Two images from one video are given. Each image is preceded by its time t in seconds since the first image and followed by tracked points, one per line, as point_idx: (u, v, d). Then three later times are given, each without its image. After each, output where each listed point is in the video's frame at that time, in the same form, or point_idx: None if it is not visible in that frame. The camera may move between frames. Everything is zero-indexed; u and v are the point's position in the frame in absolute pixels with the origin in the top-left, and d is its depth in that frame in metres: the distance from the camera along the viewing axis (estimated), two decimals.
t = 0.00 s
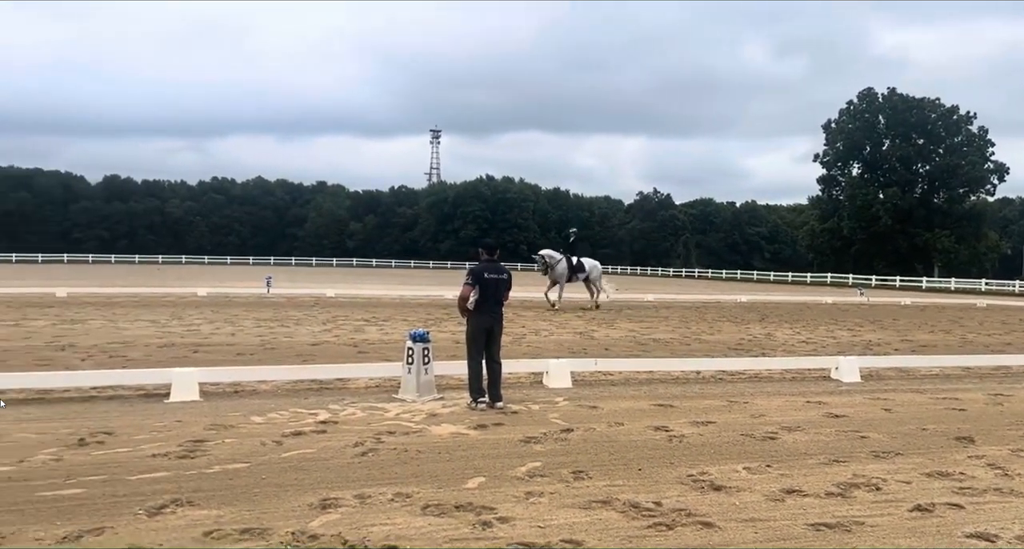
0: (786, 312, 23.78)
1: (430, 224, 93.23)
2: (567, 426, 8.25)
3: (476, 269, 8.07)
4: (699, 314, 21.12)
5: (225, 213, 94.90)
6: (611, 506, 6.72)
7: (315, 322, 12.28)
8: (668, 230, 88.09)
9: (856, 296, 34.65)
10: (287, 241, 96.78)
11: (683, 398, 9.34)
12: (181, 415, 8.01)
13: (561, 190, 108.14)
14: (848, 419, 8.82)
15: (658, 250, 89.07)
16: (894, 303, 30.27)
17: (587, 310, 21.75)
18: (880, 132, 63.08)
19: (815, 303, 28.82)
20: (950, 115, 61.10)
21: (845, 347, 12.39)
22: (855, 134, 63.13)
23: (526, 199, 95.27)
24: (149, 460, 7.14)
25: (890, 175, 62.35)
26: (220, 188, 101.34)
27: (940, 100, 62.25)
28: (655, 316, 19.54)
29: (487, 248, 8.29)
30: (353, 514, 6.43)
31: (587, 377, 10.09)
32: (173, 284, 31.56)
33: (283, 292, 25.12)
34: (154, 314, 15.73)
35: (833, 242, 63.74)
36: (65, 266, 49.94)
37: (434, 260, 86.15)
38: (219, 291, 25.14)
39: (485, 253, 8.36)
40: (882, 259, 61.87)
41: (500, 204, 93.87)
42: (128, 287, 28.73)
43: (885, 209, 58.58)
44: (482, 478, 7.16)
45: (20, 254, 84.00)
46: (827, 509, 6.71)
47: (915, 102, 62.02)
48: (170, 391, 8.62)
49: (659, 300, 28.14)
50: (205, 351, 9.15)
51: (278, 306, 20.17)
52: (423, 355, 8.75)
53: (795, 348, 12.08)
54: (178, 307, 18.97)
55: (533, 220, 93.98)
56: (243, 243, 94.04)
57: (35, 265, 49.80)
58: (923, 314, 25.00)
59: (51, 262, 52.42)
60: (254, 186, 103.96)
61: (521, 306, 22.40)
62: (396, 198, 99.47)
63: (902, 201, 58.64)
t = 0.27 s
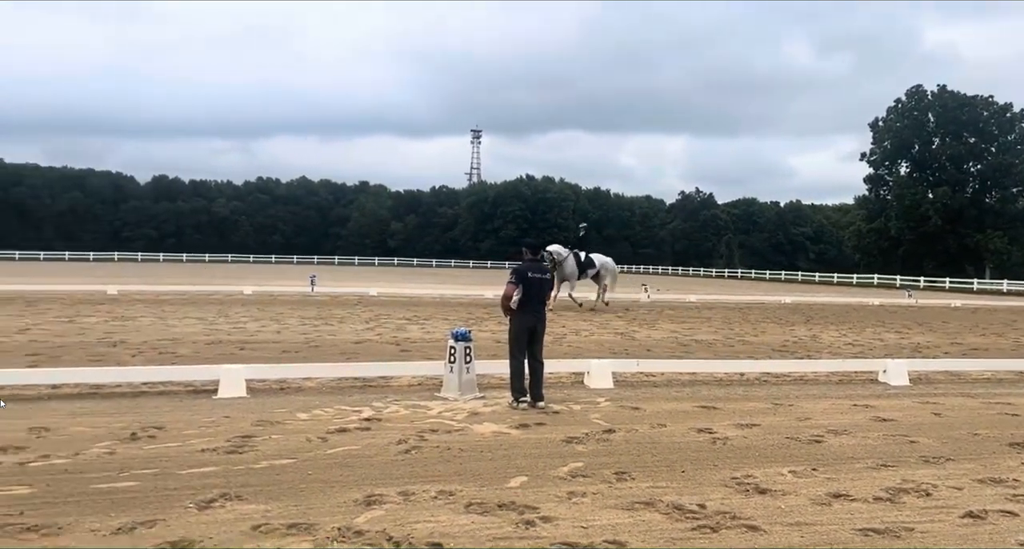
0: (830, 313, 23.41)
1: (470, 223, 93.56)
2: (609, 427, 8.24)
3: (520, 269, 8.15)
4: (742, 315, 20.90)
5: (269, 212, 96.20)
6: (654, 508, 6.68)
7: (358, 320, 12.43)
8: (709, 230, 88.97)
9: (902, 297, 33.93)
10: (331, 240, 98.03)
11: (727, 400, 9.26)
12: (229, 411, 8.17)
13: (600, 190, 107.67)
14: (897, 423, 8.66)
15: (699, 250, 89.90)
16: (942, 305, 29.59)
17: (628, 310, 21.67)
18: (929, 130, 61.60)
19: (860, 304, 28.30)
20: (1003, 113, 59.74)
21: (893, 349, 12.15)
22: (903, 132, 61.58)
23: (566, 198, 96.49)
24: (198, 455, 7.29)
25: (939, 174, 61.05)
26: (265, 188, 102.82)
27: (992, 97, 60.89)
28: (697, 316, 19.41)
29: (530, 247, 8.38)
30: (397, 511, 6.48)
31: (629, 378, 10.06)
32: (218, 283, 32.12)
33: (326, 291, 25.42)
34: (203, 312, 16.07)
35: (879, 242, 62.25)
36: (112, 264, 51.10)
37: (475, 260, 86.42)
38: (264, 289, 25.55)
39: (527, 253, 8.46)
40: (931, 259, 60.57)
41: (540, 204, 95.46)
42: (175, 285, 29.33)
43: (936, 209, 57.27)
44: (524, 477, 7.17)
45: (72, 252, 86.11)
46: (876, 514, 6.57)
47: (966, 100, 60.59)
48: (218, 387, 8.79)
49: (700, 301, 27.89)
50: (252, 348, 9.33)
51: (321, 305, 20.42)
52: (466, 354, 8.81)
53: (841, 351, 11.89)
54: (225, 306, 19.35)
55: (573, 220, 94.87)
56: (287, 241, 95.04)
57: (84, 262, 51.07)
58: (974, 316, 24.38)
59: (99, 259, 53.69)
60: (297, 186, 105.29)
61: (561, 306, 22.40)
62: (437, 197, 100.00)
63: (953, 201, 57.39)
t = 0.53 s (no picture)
0: (861, 315, 23.14)
1: (498, 223, 93.66)
2: (637, 427, 8.21)
3: (549, 268, 8.23)
4: (771, 316, 20.74)
5: (299, 212, 97.13)
6: (683, 509, 6.63)
7: (386, 319, 12.52)
8: (738, 230, 88.51)
9: (935, 299, 33.41)
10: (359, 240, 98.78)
11: (756, 402, 9.21)
12: (260, 408, 8.27)
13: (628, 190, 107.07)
14: (930, 425, 8.54)
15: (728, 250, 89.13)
16: (975, 307, 29.10)
17: (655, 310, 21.59)
18: (963, 129, 60.90)
19: (891, 306, 27.94)
20: None
21: (924, 352, 12.01)
22: (937, 132, 60.83)
23: (593, 199, 96.79)
24: (230, 451, 7.38)
25: (974, 174, 60.35)
26: (294, 187, 103.86)
27: None
28: (725, 317, 19.30)
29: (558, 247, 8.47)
30: (425, 509, 6.51)
31: (657, 378, 10.04)
32: (249, 281, 32.49)
33: (354, 290, 25.61)
34: (235, 310, 16.28)
35: (912, 242, 61.05)
36: (145, 263, 51.96)
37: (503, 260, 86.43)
38: (294, 288, 25.81)
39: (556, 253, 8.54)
40: (966, 260, 58.78)
41: (567, 204, 96.40)
42: (206, 283, 29.73)
43: (970, 209, 56.54)
44: (552, 476, 7.17)
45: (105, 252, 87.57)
46: (908, 517, 6.46)
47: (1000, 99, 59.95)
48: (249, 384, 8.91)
49: (728, 301, 27.69)
50: (282, 346, 9.43)
51: (350, 303, 20.60)
52: (493, 353, 8.84)
53: (871, 352, 11.76)
54: (255, 304, 19.57)
55: (600, 220, 94.58)
56: (316, 241, 95.81)
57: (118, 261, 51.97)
58: (1008, 318, 23.94)
59: (131, 258, 54.57)
60: (326, 186, 106.24)
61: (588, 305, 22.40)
62: (465, 198, 100.22)
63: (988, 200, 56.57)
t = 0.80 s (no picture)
0: (897, 317, 22.76)
1: (528, 223, 93.54)
2: (669, 429, 8.16)
3: (583, 268, 8.28)
4: (805, 317, 20.50)
5: (331, 212, 97.99)
6: (716, 511, 6.56)
7: (417, 318, 12.59)
8: (772, 230, 87.48)
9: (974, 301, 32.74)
10: (391, 240, 99.35)
11: (789, 404, 9.11)
12: (294, 406, 8.36)
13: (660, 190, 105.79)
14: (969, 430, 8.37)
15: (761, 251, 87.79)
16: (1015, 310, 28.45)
17: (687, 311, 21.46)
18: (1004, 129, 59.80)
19: (928, 308, 27.42)
20: None
21: (963, 355, 11.79)
22: (976, 131, 59.79)
23: (625, 198, 94.66)
24: (264, 448, 7.46)
25: (1014, 174, 59.29)
26: (327, 187, 104.77)
27: None
28: (758, 318, 19.12)
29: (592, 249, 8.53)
30: (457, 507, 6.53)
31: (690, 379, 9.98)
32: (282, 280, 32.85)
33: (385, 289, 25.78)
34: (270, 308, 16.46)
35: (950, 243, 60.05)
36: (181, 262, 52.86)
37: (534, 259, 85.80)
38: (326, 287, 26.05)
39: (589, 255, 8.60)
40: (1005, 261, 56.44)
41: (598, 204, 94.00)
42: (241, 282, 30.15)
43: (1011, 209, 55.41)
44: (583, 477, 7.15)
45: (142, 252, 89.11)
46: (946, 523, 6.33)
47: None
48: (282, 382, 9.01)
49: (760, 302, 27.37)
50: (314, 345, 9.51)
51: (380, 303, 20.72)
52: (524, 353, 8.84)
53: (908, 355, 11.56)
54: (288, 303, 19.79)
55: (631, 220, 92.61)
56: (348, 241, 96.97)
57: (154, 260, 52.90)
58: None
59: (166, 257, 55.49)
60: (358, 186, 107.12)
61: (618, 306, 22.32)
62: (496, 198, 99.93)
63: None
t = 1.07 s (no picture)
0: (950, 321, 22.18)
1: (572, 225, 93.40)
2: (716, 433, 8.09)
3: (634, 268, 8.48)
4: (855, 321, 20.12)
5: (377, 212, 98.92)
6: (764, 516, 6.47)
7: (462, 319, 12.66)
8: (820, 232, 86.16)
9: None
10: (434, 240, 99.92)
11: (839, 409, 8.98)
12: (341, 404, 8.48)
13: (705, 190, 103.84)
14: None
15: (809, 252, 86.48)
16: None
17: (732, 314, 21.21)
18: None
19: (983, 313, 26.64)
20: None
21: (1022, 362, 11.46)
22: None
23: (669, 198, 92.16)
24: (312, 445, 7.58)
25: None
26: (371, 187, 106.00)
27: None
28: (807, 322, 18.82)
29: (641, 251, 8.73)
30: (503, 508, 6.56)
31: (736, 383, 9.90)
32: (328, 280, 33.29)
33: (429, 289, 25.99)
34: (319, 308, 16.70)
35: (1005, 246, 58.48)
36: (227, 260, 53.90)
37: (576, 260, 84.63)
38: (371, 287, 26.33)
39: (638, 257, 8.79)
40: None
41: (642, 205, 91.88)
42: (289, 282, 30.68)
43: None
44: (629, 480, 7.12)
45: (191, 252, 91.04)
46: (1004, 533, 6.15)
47: None
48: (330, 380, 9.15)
49: (808, 305, 26.90)
50: (361, 344, 9.64)
51: (424, 303, 20.89)
52: (568, 355, 8.84)
53: (964, 361, 11.28)
54: (334, 302, 20.07)
55: (675, 221, 89.71)
56: (392, 241, 97.80)
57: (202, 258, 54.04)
58: None
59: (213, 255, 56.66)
60: (403, 186, 108.09)
61: (662, 307, 22.17)
62: (538, 198, 99.22)
63: None
